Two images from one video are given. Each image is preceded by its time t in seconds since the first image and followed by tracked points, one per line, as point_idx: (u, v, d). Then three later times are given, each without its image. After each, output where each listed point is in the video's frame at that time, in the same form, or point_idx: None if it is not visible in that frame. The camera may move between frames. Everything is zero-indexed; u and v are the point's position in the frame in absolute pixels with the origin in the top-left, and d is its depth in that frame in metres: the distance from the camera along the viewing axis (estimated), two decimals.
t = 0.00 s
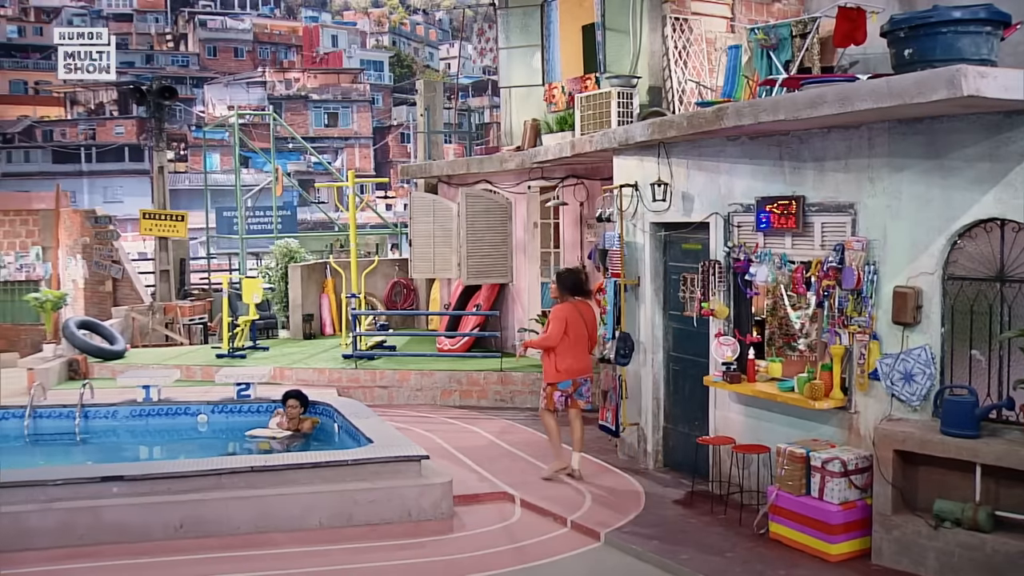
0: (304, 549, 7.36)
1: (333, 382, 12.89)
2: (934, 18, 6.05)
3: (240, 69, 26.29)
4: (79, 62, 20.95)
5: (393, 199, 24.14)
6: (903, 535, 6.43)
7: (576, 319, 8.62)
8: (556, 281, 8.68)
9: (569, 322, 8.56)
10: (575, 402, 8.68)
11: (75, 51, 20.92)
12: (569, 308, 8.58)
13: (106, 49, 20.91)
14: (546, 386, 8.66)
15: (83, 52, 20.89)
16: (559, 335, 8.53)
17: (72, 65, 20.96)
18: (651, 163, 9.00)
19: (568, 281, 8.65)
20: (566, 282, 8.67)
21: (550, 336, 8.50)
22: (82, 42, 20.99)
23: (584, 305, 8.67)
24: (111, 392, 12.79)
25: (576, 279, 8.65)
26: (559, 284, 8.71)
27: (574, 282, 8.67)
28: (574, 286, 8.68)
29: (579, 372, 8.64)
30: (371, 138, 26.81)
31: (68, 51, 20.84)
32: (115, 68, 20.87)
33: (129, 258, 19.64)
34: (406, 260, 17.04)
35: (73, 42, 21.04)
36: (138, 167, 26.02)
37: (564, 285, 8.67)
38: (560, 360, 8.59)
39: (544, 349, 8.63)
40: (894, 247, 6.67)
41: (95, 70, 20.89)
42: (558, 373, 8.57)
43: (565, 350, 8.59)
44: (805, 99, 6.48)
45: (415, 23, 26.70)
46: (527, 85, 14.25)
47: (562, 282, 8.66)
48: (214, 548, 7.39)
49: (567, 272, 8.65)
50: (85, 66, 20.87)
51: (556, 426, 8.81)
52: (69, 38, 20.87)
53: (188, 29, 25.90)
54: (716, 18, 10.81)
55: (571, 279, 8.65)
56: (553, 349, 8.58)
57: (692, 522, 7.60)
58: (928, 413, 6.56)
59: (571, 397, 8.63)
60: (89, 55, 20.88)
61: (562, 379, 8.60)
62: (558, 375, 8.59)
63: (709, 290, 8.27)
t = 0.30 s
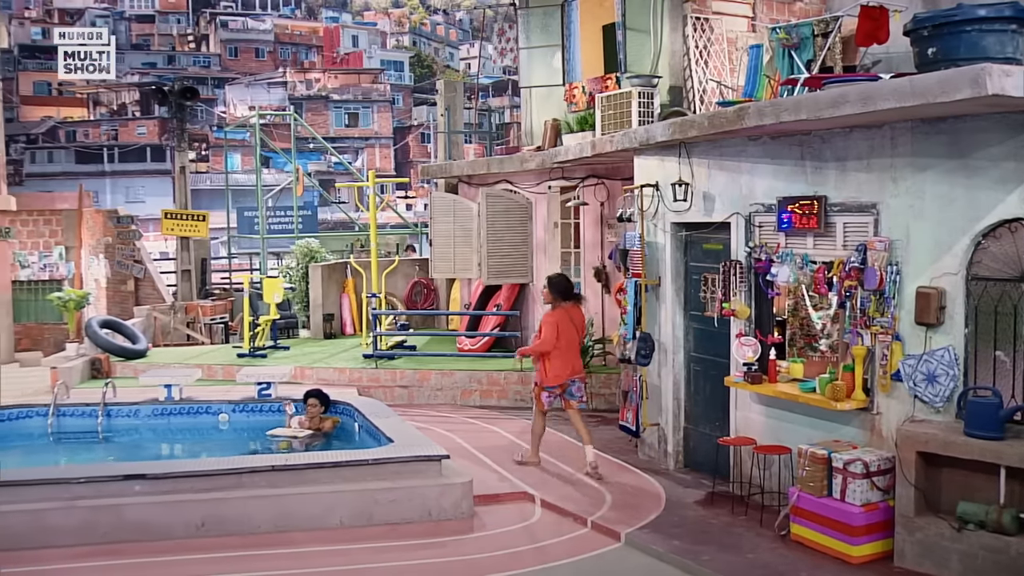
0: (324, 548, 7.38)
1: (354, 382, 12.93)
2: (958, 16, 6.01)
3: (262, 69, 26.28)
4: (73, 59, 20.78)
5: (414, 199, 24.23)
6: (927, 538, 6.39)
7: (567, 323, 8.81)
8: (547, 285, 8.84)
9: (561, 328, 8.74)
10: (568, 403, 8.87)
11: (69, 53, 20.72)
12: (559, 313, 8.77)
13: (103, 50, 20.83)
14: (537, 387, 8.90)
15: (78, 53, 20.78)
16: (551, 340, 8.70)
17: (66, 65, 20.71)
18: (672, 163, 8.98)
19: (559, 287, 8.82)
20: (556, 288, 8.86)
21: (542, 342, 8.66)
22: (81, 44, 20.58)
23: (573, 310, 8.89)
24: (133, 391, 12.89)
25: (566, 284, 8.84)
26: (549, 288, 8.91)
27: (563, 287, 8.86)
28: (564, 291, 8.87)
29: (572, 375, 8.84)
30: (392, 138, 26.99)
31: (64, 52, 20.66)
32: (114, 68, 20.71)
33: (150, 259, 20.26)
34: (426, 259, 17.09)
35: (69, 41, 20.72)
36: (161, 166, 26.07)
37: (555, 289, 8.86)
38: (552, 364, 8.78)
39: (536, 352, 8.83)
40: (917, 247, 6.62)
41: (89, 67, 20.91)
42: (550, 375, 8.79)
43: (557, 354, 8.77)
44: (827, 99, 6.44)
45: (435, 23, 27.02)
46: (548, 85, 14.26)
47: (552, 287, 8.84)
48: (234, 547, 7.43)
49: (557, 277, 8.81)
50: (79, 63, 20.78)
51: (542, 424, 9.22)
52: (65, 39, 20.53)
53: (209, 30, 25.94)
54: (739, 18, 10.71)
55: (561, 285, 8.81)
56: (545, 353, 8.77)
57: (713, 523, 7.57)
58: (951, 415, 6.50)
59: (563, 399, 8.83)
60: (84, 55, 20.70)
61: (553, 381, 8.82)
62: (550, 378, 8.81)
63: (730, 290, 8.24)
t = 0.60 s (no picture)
0: (346, 548, 7.41)
1: (376, 381, 12.96)
2: (985, 14, 5.95)
3: (284, 70, 26.47)
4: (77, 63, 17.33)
5: (436, 199, 24.33)
6: (952, 540, 6.34)
7: (557, 314, 9.13)
8: (542, 280, 9.11)
9: (549, 318, 9.07)
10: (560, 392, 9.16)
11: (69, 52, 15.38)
12: (548, 305, 9.10)
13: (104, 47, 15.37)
14: (537, 379, 9.16)
15: (78, 52, 15.43)
16: (540, 330, 9.04)
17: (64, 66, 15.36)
18: (695, 163, 8.95)
19: (553, 280, 9.11)
20: (551, 283, 9.14)
21: (530, 332, 9.00)
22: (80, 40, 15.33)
23: (566, 301, 9.22)
24: (157, 389, 12.99)
25: (560, 277, 9.12)
26: (545, 284, 9.19)
27: (559, 280, 9.13)
28: (558, 284, 9.14)
29: (564, 364, 9.12)
30: (414, 138, 27.23)
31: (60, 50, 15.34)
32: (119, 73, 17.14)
33: (174, 257, 20.52)
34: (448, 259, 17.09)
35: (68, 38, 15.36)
36: (184, 167, 26.73)
37: (549, 283, 9.16)
38: (543, 354, 9.09)
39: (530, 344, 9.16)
40: (942, 247, 6.57)
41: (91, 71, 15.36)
42: (543, 365, 9.07)
43: (548, 344, 9.07)
44: (851, 98, 6.39)
45: (458, 23, 26.53)
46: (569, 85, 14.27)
47: (547, 281, 9.13)
48: (258, 546, 7.47)
49: (551, 271, 9.09)
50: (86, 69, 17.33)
51: (556, 419, 9.31)
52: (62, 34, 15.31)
53: (232, 31, 25.97)
54: (760, 17, 10.81)
55: (556, 277, 9.10)
56: (536, 344, 9.10)
57: (734, 524, 7.55)
58: (977, 417, 6.43)
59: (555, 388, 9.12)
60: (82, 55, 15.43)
61: (547, 371, 9.08)
62: (544, 368, 9.08)
63: (753, 291, 8.20)
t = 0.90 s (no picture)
0: (369, 547, 7.43)
1: (400, 381, 13.00)
2: (1013, 13, 5.90)
3: (308, 70, 26.78)
4: (71, 59, 15.88)
5: (460, 199, 24.36)
6: (980, 543, 6.29)
7: (559, 315, 9.26)
8: (544, 282, 9.20)
9: (551, 318, 9.21)
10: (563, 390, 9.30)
11: (70, 53, 15.83)
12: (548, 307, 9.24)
13: (105, 48, 15.78)
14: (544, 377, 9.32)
15: (79, 53, 15.86)
16: (539, 330, 9.22)
17: (64, 67, 15.81)
18: (719, 163, 8.92)
19: (556, 281, 9.16)
20: (553, 286, 9.26)
21: (529, 333, 9.23)
22: (80, 40, 15.76)
23: (568, 302, 9.35)
24: (182, 388, 13.08)
25: (563, 279, 9.21)
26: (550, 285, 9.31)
27: (561, 282, 9.22)
28: (561, 286, 9.24)
29: (566, 362, 9.28)
30: (437, 138, 27.31)
31: (61, 51, 15.84)
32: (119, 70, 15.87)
33: (199, 257, 20.46)
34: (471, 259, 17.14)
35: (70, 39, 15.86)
36: (208, 167, 26.87)
37: (550, 284, 9.26)
38: (544, 353, 9.27)
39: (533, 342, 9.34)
40: (970, 248, 6.51)
41: (93, 72, 15.87)
42: (545, 364, 9.24)
43: (548, 344, 9.24)
44: (877, 97, 6.34)
45: (482, 23, 27.10)
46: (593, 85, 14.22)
47: (549, 282, 9.24)
48: (282, 544, 7.51)
49: (554, 273, 9.18)
50: (79, 66, 15.86)
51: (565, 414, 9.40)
52: (64, 36, 15.80)
53: (257, 31, 26.59)
54: (785, 15, 10.77)
55: (558, 279, 9.15)
56: (538, 343, 9.28)
57: (759, 526, 7.52)
58: (1006, 419, 6.35)
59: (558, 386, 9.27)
60: (83, 56, 15.85)
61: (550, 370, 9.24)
62: (547, 366, 9.25)
63: (778, 291, 8.15)
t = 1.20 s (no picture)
0: (394, 546, 7.46)
1: (424, 380, 13.03)
2: None
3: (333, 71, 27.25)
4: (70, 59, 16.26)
5: (484, 199, 24.47)
6: (1009, 547, 6.22)
7: (567, 309, 9.65)
8: (550, 277, 9.65)
9: (560, 312, 9.59)
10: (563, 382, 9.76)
11: (69, 54, 16.18)
12: (559, 301, 9.60)
13: (105, 48, 16.14)
14: (543, 367, 9.78)
15: (80, 52, 16.15)
16: (550, 323, 9.59)
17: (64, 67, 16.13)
18: (745, 163, 8.88)
19: (561, 276, 9.64)
20: (560, 281, 9.66)
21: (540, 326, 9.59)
22: (79, 41, 16.12)
23: (576, 296, 9.73)
24: (208, 387, 13.17)
25: (568, 274, 9.64)
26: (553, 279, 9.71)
27: (565, 276, 9.65)
28: (566, 281, 9.67)
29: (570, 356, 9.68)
30: (462, 138, 27.48)
31: (61, 52, 16.17)
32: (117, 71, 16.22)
33: (224, 256, 20.64)
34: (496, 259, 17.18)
35: (69, 40, 16.14)
36: (235, 167, 26.97)
37: (557, 279, 9.67)
38: (550, 345, 9.67)
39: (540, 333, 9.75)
40: (999, 249, 6.45)
41: (93, 73, 16.14)
42: (550, 356, 9.67)
43: (554, 337, 9.64)
44: (906, 96, 6.29)
45: (506, 23, 27.82)
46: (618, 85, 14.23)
47: (554, 277, 9.65)
48: (308, 543, 7.55)
49: (559, 268, 9.62)
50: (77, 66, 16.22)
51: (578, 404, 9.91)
52: (62, 36, 16.09)
53: (282, 32, 27.20)
54: (811, 15, 10.69)
55: (561, 275, 9.61)
56: (547, 336, 9.66)
57: (785, 527, 7.48)
58: None
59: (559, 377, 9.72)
60: (83, 55, 16.15)
61: (552, 362, 9.69)
62: (550, 357, 9.69)
63: (805, 291, 8.13)
